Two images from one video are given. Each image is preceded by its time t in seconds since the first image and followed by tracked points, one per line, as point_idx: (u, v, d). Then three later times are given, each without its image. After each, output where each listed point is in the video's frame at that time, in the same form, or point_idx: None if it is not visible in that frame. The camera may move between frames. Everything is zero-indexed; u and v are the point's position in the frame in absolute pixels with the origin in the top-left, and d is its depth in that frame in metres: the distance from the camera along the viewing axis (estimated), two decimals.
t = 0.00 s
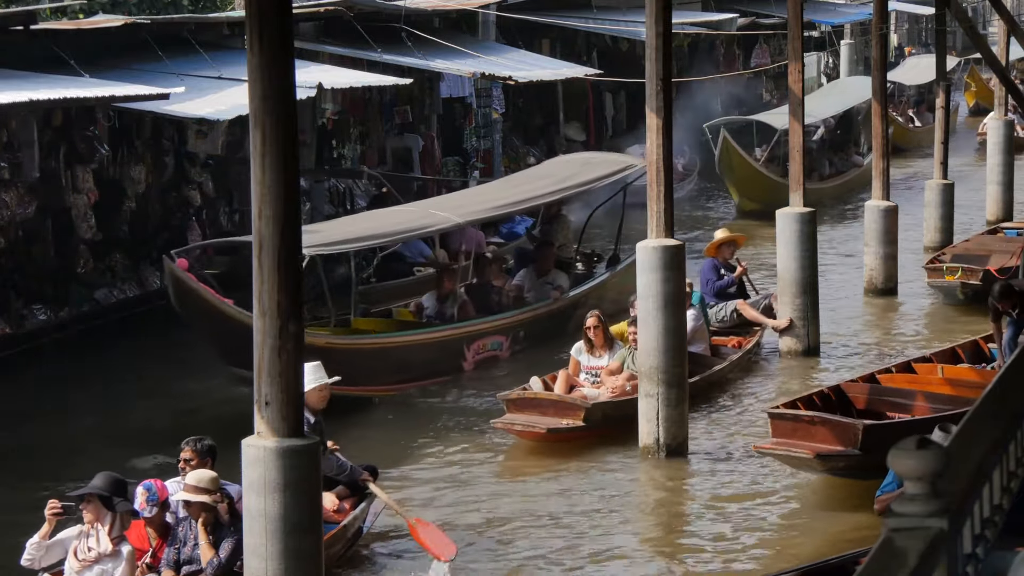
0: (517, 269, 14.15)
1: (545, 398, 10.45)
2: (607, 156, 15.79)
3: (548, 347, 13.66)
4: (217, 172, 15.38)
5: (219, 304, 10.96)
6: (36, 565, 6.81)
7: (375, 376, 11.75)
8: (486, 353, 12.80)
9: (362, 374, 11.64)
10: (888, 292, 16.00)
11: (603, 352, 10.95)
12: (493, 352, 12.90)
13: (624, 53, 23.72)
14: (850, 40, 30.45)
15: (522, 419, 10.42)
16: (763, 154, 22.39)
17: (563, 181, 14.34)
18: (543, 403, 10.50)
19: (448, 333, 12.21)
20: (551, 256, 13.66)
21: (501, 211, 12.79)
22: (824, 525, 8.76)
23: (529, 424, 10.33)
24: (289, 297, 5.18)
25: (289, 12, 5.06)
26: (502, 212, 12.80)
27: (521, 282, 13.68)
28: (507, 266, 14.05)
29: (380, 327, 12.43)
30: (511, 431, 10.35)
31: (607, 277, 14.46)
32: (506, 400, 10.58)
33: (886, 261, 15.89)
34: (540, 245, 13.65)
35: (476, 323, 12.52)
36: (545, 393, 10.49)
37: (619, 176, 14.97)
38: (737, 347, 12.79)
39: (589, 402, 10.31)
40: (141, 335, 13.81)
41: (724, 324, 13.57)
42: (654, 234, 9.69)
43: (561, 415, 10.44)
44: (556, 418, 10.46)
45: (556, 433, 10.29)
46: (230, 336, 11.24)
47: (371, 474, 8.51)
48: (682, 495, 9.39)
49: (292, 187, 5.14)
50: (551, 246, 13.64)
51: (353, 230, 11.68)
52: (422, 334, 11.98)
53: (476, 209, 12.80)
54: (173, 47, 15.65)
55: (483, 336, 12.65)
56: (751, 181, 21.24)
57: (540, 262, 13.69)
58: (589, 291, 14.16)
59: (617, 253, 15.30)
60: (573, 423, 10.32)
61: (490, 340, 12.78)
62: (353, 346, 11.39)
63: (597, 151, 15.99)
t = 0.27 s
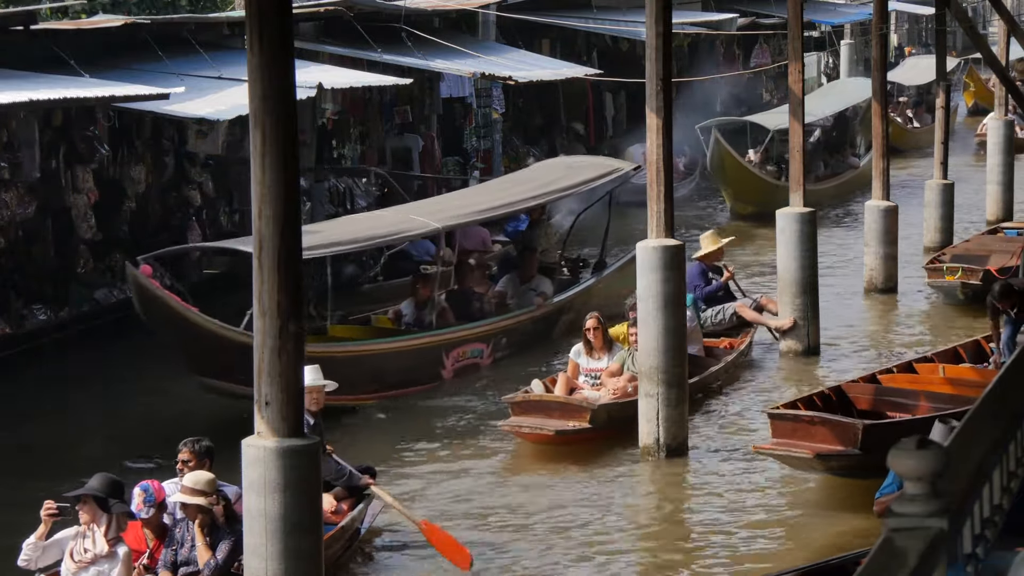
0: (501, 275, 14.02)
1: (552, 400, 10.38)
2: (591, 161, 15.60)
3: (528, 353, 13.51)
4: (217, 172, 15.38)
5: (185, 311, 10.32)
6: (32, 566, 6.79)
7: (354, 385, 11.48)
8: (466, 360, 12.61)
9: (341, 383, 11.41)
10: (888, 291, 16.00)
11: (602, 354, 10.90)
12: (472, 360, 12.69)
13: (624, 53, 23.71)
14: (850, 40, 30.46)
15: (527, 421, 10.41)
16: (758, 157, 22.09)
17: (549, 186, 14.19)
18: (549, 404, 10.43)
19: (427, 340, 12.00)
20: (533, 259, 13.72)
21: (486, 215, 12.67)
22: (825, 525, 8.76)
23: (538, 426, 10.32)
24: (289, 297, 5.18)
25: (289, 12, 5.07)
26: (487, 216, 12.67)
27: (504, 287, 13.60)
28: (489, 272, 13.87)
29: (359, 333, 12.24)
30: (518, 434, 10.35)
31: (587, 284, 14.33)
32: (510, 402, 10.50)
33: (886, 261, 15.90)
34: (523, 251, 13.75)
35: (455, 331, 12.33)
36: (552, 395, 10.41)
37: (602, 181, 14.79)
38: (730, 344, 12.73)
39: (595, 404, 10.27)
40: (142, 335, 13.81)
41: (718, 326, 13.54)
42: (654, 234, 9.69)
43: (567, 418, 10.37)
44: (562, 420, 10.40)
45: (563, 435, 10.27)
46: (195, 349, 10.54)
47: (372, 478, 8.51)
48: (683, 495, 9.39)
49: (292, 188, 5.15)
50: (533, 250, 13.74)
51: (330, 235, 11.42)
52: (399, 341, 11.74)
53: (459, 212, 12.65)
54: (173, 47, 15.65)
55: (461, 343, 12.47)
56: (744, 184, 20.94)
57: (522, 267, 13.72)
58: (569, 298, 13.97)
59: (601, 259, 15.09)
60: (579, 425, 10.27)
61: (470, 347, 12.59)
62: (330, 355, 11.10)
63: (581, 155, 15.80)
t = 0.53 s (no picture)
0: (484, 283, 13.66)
1: (554, 402, 10.28)
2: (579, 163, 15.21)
3: (513, 361, 13.13)
4: (217, 172, 15.38)
5: (152, 317, 10.04)
6: (30, 568, 6.78)
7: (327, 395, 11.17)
8: (447, 368, 12.20)
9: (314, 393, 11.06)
10: (888, 291, 16.00)
11: (600, 356, 10.79)
12: (454, 368, 12.28)
13: (624, 53, 23.71)
14: (850, 41, 30.48)
15: (532, 424, 10.33)
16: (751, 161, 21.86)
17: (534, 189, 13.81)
18: (552, 407, 10.32)
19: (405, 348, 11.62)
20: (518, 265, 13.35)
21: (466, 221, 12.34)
22: (826, 524, 8.76)
23: (542, 429, 10.23)
24: (289, 297, 5.18)
25: (289, 12, 5.06)
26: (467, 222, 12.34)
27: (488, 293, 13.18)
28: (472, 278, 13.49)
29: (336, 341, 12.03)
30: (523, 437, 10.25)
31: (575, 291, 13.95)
32: (514, 406, 10.34)
33: (886, 261, 15.90)
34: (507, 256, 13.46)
35: (436, 338, 11.94)
36: (555, 397, 10.31)
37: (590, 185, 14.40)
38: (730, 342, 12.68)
39: (600, 405, 10.17)
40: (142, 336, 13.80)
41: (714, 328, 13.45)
42: (654, 234, 9.70)
43: (571, 420, 10.28)
44: (566, 422, 10.30)
45: (569, 437, 10.20)
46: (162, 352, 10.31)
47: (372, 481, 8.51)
48: (682, 495, 9.40)
49: (292, 188, 5.15)
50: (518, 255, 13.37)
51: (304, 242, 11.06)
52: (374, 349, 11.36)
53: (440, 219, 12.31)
54: (173, 47, 15.65)
55: (443, 350, 12.07)
56: (738, 184, 20.76)
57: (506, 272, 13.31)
58: (557, 305, 13.58)
59: (589, 265, 14.70)
60: (583, 426, 10.19)
61: (452, 355, 12.19)
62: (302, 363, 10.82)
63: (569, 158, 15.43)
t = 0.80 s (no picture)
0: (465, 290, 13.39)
1: (555, 405, 10.29)
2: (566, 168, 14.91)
3: (493, 370, 12.79)
4: (217, 172, 15.38)
5: (117, 326, 9.60)
6: (27, 572, 6.77)
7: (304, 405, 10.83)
8: (424, 378, 11.90)
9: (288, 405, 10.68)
10: (888, 291, 16.01)
11: (598, 358, 10.74)
12: (433, 377, 12.01)
13: (624, 53, 23.71)
14: (850, 40, 30.49)
15: (534, 426, 10.33)
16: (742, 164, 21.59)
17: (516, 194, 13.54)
18: (552, 410, 10.33)
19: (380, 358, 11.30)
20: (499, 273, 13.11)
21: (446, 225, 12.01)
22: (826, 524, 8.77)
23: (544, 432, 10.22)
24: (289, 297, 5.18)
25: (289, 13, 5.07)
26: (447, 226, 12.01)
27: (468, 301, 13.00)
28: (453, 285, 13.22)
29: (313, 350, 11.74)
30: (525, 440, 10.26)
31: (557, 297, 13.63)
32: (515, 408, 10.35)
33: (886, 261, 15.90)
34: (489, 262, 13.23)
35: (410, 348, 11.62)
36: (555, 400, 10.32)
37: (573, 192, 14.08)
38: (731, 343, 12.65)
39: (601, 407, 10.17)
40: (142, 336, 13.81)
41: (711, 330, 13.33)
42: (654, 234, 9.70)
43: (571, 422, 10.30)
44: (567, 424, 10.32)
45: (570, 441, 10.19)
46: (126, 361, 9.91)
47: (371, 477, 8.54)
48: (682, 495, 9.40)
49: (292, 187, 5.15)
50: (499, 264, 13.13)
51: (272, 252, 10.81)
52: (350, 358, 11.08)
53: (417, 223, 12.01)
54: (173, 47, 15.65)
55: (421, 359, 11.80)
56: (729, 186, 20.57)
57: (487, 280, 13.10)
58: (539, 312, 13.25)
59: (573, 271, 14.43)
60: (584, 429, 10.20)
61: (429, 364, 11.91)
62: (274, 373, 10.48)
63: (555, 163, 15.14)
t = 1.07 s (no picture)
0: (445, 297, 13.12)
1: (554, 407, 10.21)
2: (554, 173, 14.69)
3: (470, 380, 12.57)
4: (217, 172, 15.39)
5: (77, 337, 9.12)
6: (25, 573, 6.80)
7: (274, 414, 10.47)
8: (401, 388, 11.66)
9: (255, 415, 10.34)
10: (888, 291, 16.01)
11: (597, 360, 10.66)
12: (409, 387, 11.77)
13: (624, 53, 23.70)
14: (850, 40, 30.50)
15: (531, 428, 10.24)
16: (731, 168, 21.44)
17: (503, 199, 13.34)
18: (551, 411, 10.26)
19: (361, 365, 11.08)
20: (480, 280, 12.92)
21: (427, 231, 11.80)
22: (827, 524, 8.77)
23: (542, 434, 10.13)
24: (289, 297, 5.18)
25: (290, 13, 5.07)
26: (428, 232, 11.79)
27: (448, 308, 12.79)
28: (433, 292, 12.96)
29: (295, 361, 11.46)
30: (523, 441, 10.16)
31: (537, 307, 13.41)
32: (514, 410, 10.30)
33: (886, 261, 15.91)
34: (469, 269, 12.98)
35: (387, 357, 11.36)
36: (554, 402, 10.23)
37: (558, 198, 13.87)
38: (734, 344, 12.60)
39: (599, 409, 10.09)
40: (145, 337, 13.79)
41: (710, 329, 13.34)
42: (654, 234, 9.70)
43: (570, 424, 10.20)
44: (565, 427, 10.23)
45: (569, 442, 10.11)
46: (87, 374, 9.43)
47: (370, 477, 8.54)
48: (681, 495, 9.40)
49: (293, 187, 5.15)
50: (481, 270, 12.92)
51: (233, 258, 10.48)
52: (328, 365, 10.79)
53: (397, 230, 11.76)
54: (173, 47, 15.64)
55: (398, 369, 11.55)
56: (718, 193, 20.46)
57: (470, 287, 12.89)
58: (518, 319, 13.04)
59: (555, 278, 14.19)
60: (582, 431, 10.10)
61: (406, 373, 11.67)
62: (241, 385, 10.12)
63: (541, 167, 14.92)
